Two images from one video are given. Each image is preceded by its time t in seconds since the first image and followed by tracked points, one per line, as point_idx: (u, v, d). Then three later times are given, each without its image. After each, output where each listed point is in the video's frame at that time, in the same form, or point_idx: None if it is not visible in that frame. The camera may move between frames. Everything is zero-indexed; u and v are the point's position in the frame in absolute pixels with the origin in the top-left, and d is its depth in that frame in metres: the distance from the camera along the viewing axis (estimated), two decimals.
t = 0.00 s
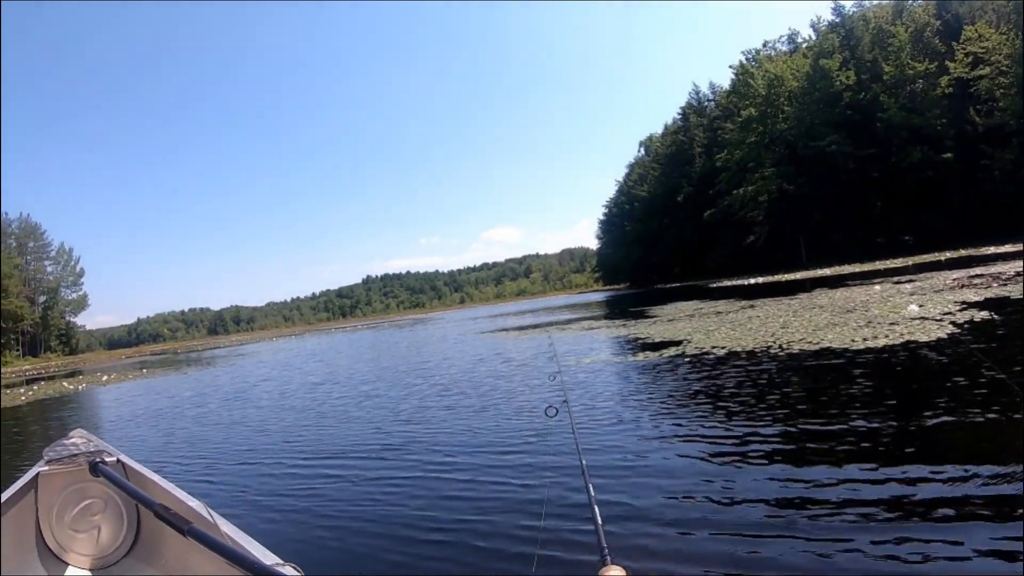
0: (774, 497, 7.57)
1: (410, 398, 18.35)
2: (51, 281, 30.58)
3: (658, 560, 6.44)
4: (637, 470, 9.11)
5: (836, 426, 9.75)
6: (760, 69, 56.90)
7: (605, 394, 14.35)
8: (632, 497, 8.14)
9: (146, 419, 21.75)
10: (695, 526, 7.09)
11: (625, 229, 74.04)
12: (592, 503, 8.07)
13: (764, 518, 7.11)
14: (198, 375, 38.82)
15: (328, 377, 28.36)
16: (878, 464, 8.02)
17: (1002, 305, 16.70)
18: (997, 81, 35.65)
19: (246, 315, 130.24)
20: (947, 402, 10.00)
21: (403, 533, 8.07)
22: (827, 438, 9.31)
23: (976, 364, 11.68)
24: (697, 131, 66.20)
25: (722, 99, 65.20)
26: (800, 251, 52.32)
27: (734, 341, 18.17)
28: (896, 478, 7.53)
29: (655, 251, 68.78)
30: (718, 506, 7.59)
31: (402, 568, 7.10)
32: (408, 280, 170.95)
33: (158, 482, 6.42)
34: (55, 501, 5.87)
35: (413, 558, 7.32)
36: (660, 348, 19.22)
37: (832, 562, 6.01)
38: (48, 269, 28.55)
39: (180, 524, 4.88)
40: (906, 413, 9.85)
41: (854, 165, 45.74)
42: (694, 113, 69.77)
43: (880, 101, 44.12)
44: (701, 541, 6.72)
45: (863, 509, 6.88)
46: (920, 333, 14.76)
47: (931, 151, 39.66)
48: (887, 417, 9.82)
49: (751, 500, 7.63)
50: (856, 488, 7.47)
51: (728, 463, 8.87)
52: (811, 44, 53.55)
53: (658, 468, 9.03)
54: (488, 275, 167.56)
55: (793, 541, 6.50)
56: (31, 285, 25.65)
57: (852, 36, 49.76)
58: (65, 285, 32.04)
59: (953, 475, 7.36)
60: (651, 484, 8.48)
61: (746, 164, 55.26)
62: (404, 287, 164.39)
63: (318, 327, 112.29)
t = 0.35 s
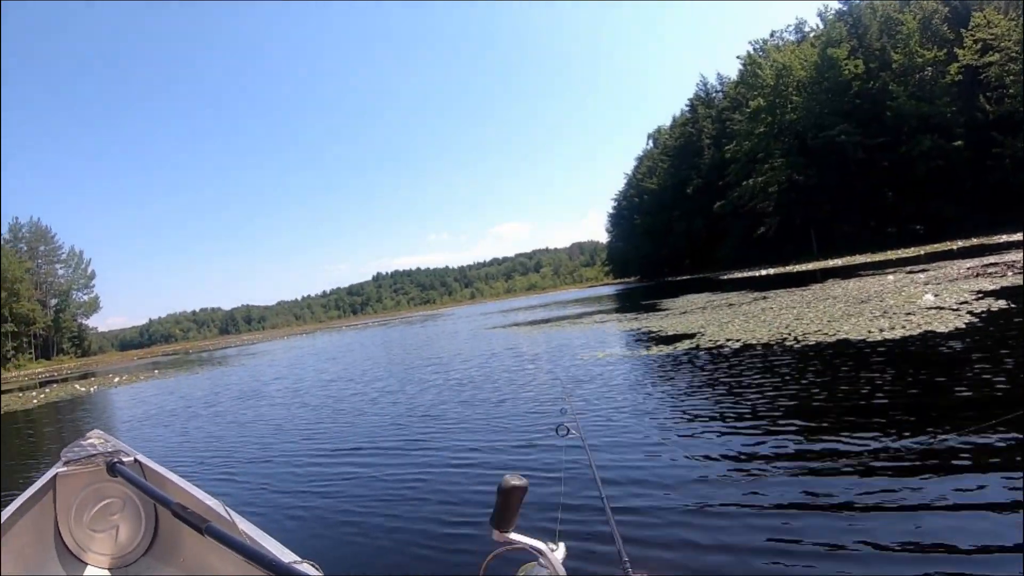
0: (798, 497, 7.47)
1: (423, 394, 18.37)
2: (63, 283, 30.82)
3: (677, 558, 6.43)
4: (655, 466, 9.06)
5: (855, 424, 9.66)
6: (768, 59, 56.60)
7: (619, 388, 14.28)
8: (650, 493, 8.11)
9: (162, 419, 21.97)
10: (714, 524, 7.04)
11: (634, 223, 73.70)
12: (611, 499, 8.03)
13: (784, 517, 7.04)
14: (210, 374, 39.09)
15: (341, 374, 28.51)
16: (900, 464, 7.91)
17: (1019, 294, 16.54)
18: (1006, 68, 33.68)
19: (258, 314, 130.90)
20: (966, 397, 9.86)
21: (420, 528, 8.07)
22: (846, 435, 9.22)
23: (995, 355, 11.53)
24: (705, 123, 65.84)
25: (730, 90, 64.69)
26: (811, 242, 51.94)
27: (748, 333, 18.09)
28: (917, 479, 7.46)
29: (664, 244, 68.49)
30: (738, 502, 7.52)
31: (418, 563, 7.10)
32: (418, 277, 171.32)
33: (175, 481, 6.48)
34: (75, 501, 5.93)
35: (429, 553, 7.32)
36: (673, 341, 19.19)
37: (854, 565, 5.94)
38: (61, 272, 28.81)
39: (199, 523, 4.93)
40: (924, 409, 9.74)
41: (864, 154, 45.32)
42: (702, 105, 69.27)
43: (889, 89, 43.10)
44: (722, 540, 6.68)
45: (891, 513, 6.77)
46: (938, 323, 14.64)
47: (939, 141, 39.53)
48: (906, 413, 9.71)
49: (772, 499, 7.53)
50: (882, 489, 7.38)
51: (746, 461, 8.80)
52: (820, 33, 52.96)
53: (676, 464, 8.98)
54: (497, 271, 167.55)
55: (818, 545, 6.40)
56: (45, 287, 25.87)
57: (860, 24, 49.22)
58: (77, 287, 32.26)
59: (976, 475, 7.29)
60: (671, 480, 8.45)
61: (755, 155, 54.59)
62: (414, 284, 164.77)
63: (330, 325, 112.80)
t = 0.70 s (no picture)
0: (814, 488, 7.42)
1: (432, 392, 18.38)
2: (72, 286, 30.96)
3: (695, 553, 6.39)
4: (667, 461, 9.02)
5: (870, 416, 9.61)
6: (774, 52, 56.08)
7: (630, 384, 14.24)
8: (662, 489, 8.07)
9: (172, 419, 22.09)
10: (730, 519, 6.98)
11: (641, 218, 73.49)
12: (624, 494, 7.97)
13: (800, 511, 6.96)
14: (219, 374, 39.31)
15: (350, 373, 28.60)
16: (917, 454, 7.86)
17: None
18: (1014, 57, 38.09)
19: (266, 314, 131.43)
20: (982, 389, 9.82)
21: (433, 526, 8.06)
22: (861, 427, 9.18)
23: (1010, 347, 11.47)
24: (712, 117, 65.70)
25: (736, 83, 64.39)
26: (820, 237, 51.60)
27: (759, 328, 17.98)
28: (935, 469, 7.40)
29: (672, 239, 68.31)
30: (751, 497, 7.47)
31: (430, 562, 7.09)
32: (426, 275, 171.61)
33: (187, 480, 6.49)
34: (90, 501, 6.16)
35: (440, 551, 7.31)
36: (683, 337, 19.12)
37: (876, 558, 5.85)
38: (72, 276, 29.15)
39: (213, 523, 4.94)
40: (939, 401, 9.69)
41: (872, 146, 44.99)
42: (708, 99, 68.94)
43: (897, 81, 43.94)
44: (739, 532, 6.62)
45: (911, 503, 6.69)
46: (952, 316, 14.50)
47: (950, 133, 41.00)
48: (922, 404, 9.65)
49: (786, 492, 7.47)
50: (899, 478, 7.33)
51: (761, 454, 8.77)
52: (825, 25, 52.60)
53: (689, 460, 8.94)
54: (505, 268, 167.57)
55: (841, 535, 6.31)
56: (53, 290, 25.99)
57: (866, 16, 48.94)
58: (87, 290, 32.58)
59: (994, 463, 7.25)
60: (683, 475, 8.40)
61: (763, 149, 54.29)
62: (422, 282, 165.12)
63: (338, 324, 113.11)
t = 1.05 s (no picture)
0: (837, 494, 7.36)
1: (440, 390, 18.36)
2: (78, 287, 31.06)
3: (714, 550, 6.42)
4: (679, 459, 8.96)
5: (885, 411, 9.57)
6: (779, 45, 55.80)
7: (640, 380, 14.21)
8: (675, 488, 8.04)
9: (180, 419, 22.15)
10: (746, 526, 6.91)
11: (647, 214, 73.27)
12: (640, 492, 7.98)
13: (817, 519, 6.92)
14: (227, 374, 39.46)
15: (358, 372, 28.66)
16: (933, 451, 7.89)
17: None
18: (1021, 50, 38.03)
19: (273, 314, 131.82)
20: (997, 381, 9.79)
21: (443, 525, 8.03)
22: (878, 423, 9.12)
23: None
24: (717, 112, 65.50)
25: (741, 78, 64.18)
26: (826, 231, 51.32)
27: (769, 324, 17.92)
28: (951, 468, 7.40)
29: (678, 235, 68.14)
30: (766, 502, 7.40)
31: (440, 561, 7.06)
32: (432, 273, 171.73)
33: (198, 479, 6.60)
34: (102, 500, 6.34)
35: (450, 551, 7.29)
36: (693, 333, 19.09)
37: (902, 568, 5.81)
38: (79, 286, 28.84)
39: (224, 521, 4.97)
40: (953, 394, 9.66)
41: (879, 139, 44.70)
42: (713, 94, 68.73)
43: (902, 73, 43.60)
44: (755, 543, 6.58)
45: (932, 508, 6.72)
46: (965, 310, 14.43)
47: (957, 125, 40.77)
48: (936, 399, 9.61)
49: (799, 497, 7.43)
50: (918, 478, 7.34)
51: (777, 451, 8.76)
52: (829, 18, 52.36)
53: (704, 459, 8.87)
54: (510, 265, 167.51)
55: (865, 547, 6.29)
56: (61, 291, 26.09)
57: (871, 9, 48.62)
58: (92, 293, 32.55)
59: (1012, 462, 7.25)
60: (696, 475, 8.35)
61: (767, 144, 53.52)
62: (428, 280, 165.27)
63: (344, 323, 113.27)
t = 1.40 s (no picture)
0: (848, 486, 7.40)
1: (446, 388, 18.38)
2: (83, 289, 31.16)
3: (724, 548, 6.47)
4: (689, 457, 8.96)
5: (895, 407, 9.54)
6: (783, 42, 55.65)
7: (647, 378, 14.23)
8: (685, 486, 8.04)
9: (187, 419, 22.21)
10: (757, 523, 6.91)
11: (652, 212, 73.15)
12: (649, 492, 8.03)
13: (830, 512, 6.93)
14: (232, 374, 39.57)
15: (364, 371, 28.75)
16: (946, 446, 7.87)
17: None
18: None
19: (278, 314, 132.30)
20: (1009, 376, 9.75)
21: (453, 523, 8.04)
22: (890, 420, 9.08)
23: None
24: (721, 108, 65.39)
25: (745, 75, 64.07)
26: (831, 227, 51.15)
27: (777, 321, 17.90)
28: (964, 463, 7.37)
29: (683, 233, 68.03)
30: (778, 498, 7.40)
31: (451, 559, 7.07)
32: (437, 272, 171.89)
33: (210, 477, 6.71)
34: (114, 498, 6.40)
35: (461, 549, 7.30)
36: (699, 330, 19.09)
37: (911, 563, 5.80)
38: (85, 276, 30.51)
39: (235, 517, 4.99)
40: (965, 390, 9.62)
41: (884, 135, 44.51)
42: (717, 91, 68.63)
43: (906, 69, 43.54)
44: (767, 538, 6.59)
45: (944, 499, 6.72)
46: (975, 306, 14.36)
47: (962, 120, 40.58)
48: (948, 395, 9.56)
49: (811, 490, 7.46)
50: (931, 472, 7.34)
51: (788, 449, 8.73)
52: (833, 14, 52.21)
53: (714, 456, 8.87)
54: (516, 264, 167.44)
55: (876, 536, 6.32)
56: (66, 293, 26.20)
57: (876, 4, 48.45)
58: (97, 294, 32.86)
59: None
60: (706, 473, 8.35)
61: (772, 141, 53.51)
62: (433, 279, 165.47)
63: (349, 323, 113.55)
